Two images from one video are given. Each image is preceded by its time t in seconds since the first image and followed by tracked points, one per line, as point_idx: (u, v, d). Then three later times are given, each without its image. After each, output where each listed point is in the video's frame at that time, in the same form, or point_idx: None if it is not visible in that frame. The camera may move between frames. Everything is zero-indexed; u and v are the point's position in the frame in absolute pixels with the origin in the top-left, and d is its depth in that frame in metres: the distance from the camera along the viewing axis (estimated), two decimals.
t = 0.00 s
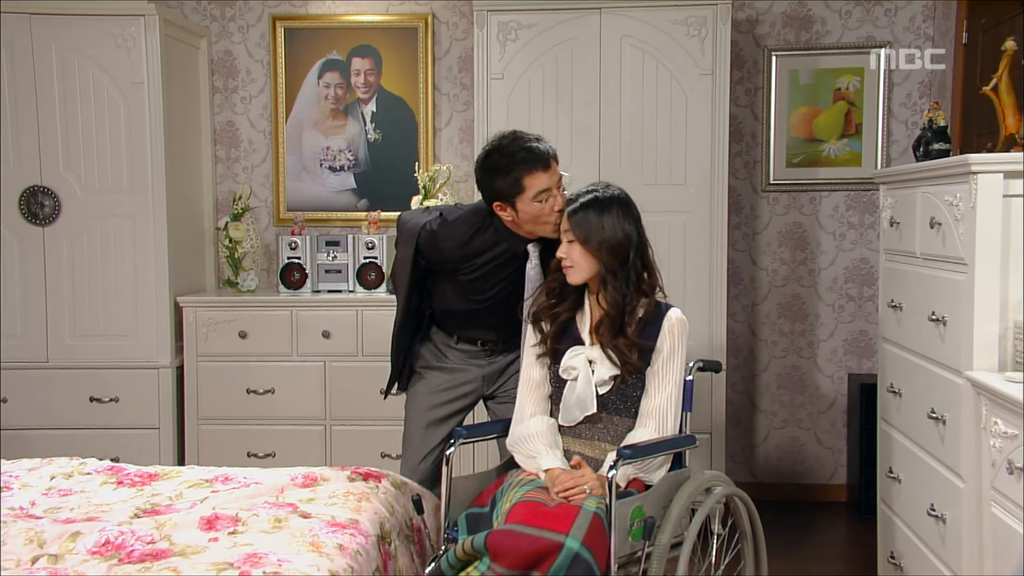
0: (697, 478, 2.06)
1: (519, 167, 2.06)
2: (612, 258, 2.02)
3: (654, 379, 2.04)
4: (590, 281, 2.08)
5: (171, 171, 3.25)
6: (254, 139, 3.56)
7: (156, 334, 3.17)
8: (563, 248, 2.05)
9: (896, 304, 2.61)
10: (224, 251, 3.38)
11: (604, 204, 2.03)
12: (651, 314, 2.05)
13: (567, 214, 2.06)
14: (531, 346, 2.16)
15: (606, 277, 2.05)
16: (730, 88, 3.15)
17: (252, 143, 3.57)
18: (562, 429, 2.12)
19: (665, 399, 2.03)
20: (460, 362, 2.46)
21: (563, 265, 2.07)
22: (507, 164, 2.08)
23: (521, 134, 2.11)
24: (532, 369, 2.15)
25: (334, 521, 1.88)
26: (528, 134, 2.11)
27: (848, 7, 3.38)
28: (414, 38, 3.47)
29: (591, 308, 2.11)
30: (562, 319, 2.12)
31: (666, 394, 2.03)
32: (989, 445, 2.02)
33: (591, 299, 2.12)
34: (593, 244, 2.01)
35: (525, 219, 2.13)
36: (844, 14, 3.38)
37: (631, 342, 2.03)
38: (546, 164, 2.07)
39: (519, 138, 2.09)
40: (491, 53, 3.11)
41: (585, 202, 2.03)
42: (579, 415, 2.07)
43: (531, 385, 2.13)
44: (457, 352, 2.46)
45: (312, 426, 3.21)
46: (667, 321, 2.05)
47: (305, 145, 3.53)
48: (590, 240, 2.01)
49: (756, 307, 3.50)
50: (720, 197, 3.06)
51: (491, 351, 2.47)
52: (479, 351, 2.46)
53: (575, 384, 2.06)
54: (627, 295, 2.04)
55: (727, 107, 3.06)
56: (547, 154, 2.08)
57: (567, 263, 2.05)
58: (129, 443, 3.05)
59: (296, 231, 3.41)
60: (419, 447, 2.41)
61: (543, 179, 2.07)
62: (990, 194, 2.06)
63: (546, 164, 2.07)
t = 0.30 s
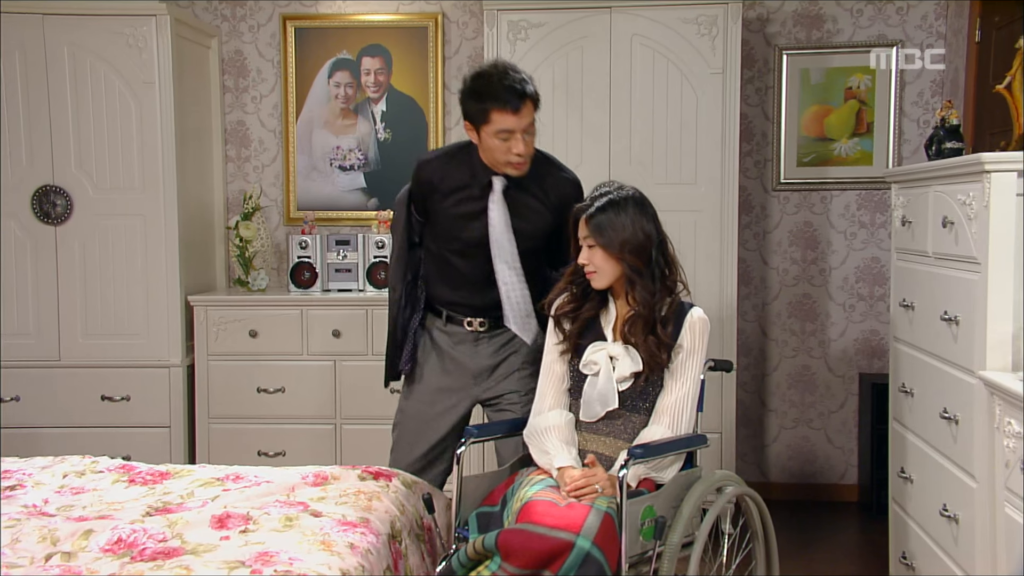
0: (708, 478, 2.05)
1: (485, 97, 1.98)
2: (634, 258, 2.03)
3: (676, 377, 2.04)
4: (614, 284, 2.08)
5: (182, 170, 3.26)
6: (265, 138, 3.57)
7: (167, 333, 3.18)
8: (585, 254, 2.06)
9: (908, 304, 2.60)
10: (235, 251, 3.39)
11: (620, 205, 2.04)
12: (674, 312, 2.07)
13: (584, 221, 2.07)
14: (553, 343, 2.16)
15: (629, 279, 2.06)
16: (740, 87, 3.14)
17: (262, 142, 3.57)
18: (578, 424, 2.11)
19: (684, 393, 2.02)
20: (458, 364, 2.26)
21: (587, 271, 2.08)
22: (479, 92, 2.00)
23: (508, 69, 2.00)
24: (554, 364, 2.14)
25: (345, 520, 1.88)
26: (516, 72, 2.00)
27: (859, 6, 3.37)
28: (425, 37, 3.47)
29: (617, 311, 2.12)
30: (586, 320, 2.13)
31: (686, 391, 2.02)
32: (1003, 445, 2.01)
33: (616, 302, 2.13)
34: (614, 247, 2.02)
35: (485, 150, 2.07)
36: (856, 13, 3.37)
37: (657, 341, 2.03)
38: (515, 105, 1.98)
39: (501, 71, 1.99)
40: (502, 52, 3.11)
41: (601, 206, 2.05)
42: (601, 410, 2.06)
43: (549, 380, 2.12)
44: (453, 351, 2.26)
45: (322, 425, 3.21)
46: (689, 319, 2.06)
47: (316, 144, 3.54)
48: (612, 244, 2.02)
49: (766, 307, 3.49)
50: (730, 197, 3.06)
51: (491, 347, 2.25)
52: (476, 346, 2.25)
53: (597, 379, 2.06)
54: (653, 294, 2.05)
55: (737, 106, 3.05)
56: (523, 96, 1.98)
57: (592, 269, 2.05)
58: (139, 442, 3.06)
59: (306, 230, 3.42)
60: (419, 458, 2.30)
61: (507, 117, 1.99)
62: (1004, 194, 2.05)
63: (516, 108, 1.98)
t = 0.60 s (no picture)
0: (719, 480, 2.04)
1: (396, 72, 2.12)
2: (640, 257, 2.04)
3: (685, 378, 2.03)
4: (621, 284, 2.09)
5: (194, 172, 3.27)
6: (275, 140, 3.58)
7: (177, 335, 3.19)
8: (591, 255, 2.06)
9: (919, 305, 2.59)
10: (245, 251, 3.40)
11: (625, 205, 2.05)
12: (680, 312, 2.06)
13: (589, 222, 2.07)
14: (561, 344, 2.16)
15: (635, 279, 2.06)
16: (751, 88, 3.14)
17: (272, 143, 3.58)
18: (588, 426, 2.11)
19: (693, 393, 2.01)
20: (419, 356, 2.27)
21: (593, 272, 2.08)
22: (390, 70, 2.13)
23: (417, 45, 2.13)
24: (562, 365, 2.14)
25: (356, 521, 1.88)
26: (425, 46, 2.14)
27: (870, 6, 3.36)
28: (434, 39, 3.48)
29: (623, 312, 2.12)
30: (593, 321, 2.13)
31: (694, 391, 2.02)
32: (1016, 447, 2.00)
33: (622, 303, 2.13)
34: (620, 246, 2.03)
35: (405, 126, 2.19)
36: (867, 13, 3.36)
37: (664, 339, 2.03)
38: (421, 76, 2.11)
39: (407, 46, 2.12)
40: (511, 53, 3.11)
41: (605, 206, 2.05)
42: (607, 411, 2.06)
43: (560, 381, 2.13)
44: (414, 340, 2.28)
45: (332, 425, 3.22)
46: (696, 320, 2.05)
47: (325, 145, 3.54)
48: (618, 243, 2.03)
49: (776, 308, 3.48)
50: (740, 197, 3.05)
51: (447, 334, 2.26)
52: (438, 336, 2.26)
53: (604, 379, 2.06)
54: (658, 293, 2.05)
55: (748, 107, 3.05)
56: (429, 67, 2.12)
57: (598, 269, 2.05)
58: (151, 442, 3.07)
59: (316, 231, 3.42)
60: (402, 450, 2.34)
61: (416, 87, 2.12)
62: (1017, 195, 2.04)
63: (423, 77, 2.11)
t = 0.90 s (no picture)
0: (732, 482, 2.04)
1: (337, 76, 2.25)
2: (649, 257, 2.04)
3: (697, 377, 2.02)
4: (631, 285, 2.08)
5: (207, 174, 3.28)
6: (288, 142, 3.59)
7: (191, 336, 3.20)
8: (601, 257, 2.06)
9: (933, 307, 2.58)
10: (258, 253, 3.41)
11: (633, 206, 2.05)
12: (691, 312, 2.06)
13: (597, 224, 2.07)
14: (574, 346, 2.16)
15: (644, 280, 2.06)
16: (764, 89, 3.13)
17: (285, 146, 3.60)
18: (601, 427, 2.11)
19: (706, 393, 2.01)
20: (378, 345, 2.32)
21: (603, 274, 2.08)
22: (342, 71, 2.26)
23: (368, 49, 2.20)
24: (574, 367, 2.14)
25: (369, 522, 1.88)
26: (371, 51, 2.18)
27: (884, 7, 3.35)
28: (447, 41, 3.48)
29: (634, 313, 2.12)
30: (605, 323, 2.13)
31: (707, 391, 2.01)
32: None
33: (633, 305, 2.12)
34: (629, 247, 2.03)
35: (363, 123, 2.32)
36: (881, 14, 3.35)
37: (675, 339, 2.03)
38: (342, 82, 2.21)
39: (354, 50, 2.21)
40: (524, 55, 3.11)
41: (613, 207, 2.05)
42: (620, 413, 2.06)
43: (572, 383, 2.13)
44: (370, 330, 2.34)
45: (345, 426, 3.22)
46: (707, 320, 2.04)
47: (338, 147, 3.54)
48: (627, 244, 2.03)
49: (789, 310, 3.47)
50: (753, 199, 3.04)
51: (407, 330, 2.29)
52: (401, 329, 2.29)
53: (616, 380, 2.06)
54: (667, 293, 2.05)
55: (761, 108, 3.04)
56: (351, 73, 2.19)
57: (608, 271, 2.05)
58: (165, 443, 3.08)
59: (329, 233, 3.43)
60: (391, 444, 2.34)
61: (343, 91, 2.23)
62: None
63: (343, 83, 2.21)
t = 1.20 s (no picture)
0: (748, 483, 2.03)
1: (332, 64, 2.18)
2: (662, 257, 2.03)
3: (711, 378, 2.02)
4: (644, 285, 2.08)
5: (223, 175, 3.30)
6: (303, 143, 3.60)
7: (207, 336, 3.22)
8: (613, 258, 2.06)
9: (951, 309, 2.56)
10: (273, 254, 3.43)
11: (645, 206, 2.04)
12: (704, 312, 2.05)
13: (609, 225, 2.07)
14: (587, 347, 2.16)
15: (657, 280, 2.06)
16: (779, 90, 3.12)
17: (301, 147, 3.61)
18: (616, 428, 2.11)
19: (720, 395, 2.00)
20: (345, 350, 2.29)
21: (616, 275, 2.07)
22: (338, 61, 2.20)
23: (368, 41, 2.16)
24: (588, 368, 2.14)
25: (385, 522, 1.88)
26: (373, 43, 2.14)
27: (901, 7, 3.33)
28: (461, 43, 3.49)
29: (647, 313, 2.12)
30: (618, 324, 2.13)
31: (721, 393, 2.00)
32: None
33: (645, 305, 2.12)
34: (641, 247, 2.02)
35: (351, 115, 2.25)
36: (899, 14, 3.33)
37: (688, 339, 2.02)
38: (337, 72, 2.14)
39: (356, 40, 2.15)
40: (539, 55, 3.11)
41: (625, 208, 2.05)
42: (633, 413, 2.06)
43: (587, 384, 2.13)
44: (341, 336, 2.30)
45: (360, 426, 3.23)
46: (721, 320, 2.03)
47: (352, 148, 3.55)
48: (639, 245, 2.02)
49: (805, 311, 3.45)
50: (769, 200, 3.03)
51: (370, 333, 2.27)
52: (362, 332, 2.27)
53: (630, 381, 2.06)
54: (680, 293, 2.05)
55: (777, 109, 3.03)
56: (346, 63, 2.13)
57: (620, 271, 2.05)
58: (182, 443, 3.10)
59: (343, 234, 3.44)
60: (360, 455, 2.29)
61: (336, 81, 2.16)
62: None
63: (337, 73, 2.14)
